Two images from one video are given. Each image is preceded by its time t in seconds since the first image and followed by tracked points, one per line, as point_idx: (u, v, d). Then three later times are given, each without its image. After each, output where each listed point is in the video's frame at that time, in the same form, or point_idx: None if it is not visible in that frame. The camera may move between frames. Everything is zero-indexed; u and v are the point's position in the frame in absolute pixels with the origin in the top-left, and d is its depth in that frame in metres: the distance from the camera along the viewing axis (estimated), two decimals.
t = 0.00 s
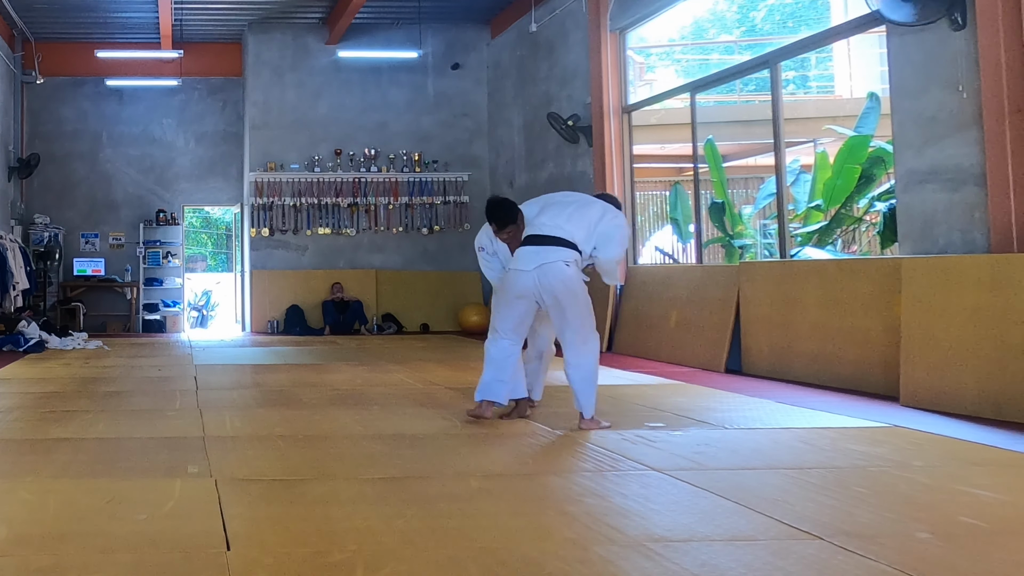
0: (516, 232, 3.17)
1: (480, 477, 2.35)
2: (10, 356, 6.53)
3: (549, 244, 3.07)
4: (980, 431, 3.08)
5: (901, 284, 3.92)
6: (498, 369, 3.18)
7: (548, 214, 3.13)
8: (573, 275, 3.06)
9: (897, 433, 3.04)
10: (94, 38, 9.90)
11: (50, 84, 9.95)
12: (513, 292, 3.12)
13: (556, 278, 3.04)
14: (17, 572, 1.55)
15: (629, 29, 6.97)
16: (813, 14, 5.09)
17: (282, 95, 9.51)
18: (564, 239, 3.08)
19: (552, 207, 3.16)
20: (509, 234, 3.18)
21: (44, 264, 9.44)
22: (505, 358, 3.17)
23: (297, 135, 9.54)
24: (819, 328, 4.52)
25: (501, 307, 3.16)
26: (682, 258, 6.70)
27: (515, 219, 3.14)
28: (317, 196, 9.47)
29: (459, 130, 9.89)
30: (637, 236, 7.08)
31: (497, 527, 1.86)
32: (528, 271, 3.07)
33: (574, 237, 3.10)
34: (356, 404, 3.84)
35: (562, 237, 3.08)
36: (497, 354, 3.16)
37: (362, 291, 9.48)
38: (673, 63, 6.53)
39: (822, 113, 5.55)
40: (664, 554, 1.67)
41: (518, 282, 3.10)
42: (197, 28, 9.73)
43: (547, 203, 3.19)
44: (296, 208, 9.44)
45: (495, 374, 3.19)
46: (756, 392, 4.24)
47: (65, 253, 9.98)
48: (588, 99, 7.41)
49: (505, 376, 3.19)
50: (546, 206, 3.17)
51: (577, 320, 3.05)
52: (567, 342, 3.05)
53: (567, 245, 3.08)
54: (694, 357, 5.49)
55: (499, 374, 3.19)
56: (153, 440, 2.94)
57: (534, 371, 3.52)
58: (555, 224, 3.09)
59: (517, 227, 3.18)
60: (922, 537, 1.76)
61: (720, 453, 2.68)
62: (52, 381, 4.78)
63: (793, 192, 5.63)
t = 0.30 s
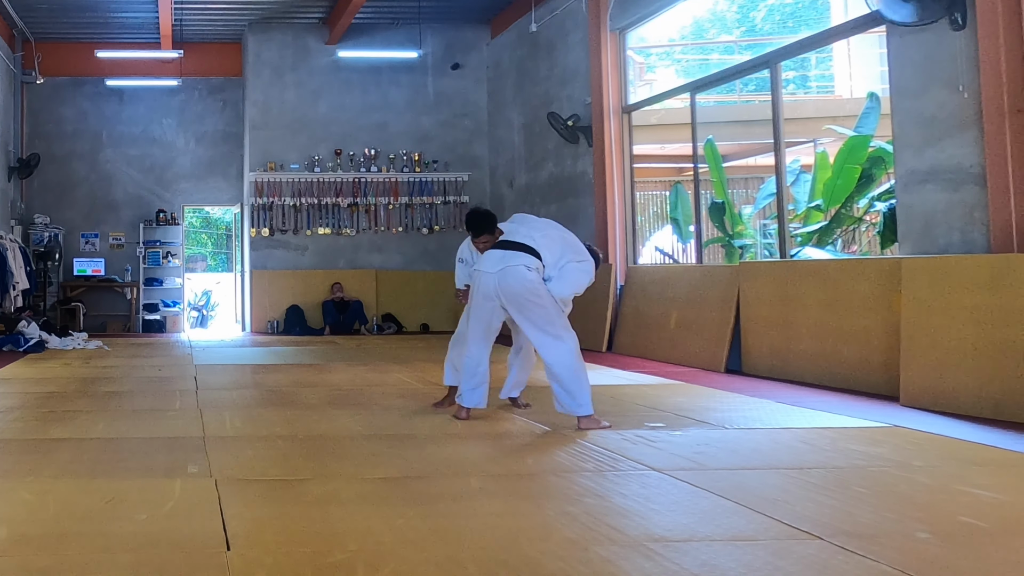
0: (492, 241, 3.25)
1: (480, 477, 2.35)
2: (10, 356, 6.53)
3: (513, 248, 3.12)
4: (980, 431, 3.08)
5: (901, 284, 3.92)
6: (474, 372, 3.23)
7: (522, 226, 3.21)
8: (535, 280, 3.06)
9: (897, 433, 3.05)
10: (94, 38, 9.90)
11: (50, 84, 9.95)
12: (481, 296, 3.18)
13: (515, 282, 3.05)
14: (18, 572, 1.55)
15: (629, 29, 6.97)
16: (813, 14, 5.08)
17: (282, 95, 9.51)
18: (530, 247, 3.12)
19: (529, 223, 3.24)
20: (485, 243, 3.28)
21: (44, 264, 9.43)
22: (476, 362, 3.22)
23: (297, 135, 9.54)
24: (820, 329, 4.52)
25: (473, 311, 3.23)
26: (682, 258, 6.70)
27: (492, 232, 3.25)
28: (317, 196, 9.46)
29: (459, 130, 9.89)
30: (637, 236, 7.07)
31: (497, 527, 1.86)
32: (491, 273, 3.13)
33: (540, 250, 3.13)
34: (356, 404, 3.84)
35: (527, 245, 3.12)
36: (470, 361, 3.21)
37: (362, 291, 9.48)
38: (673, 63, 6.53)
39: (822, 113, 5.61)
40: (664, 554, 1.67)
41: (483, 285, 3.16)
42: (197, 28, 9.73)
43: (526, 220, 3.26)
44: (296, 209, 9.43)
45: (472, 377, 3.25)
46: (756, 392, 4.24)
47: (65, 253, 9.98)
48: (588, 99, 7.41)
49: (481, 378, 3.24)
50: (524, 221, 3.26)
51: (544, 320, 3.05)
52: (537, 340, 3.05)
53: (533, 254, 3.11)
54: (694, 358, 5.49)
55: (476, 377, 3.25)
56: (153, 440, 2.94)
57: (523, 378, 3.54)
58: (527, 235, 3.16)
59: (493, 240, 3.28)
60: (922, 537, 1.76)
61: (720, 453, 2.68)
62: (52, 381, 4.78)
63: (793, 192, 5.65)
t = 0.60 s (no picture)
0: (475, 229, 3.31)
1: (480, 477, 2.35)
2: (10, 356, 6.53)
3: (508, 241, 3.11)
4: (981, 431, 3.08)
5: (901, 284, 3.92)
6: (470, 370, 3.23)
7: (509, 211, 3.18)
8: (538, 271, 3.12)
9: (897, 433, 3.04)
10: (94, 38, 9.90)
11: (50, 84, 9.95)
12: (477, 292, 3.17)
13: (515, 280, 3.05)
14: (17, 572, 1.55)
15: (629, 29, 6.97)
16: (813, 14, 5.08)
17: (282, 95, 9.51)
18: (526, 238, 3.12)
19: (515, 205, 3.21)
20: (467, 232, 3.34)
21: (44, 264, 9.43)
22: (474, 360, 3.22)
23: (297, 135, 9.54)
24: (820, 329, 4.52)
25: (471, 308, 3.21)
26: (682, 258, 6.70)
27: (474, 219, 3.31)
28: (317, 196, 9.46)
29: (459, 130, 9.89)
30: (636, 236, 7.07)
31: (497, 527, 1.85)
32: (491, 271, 3.10)
33: (537, 238, 3.14)
34: (356, 404, 3.84)
35: (525, 236, 3.11)
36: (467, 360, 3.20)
37: (362, 291, 9.49)
38: (673, 63, 6.53)
39: (823, 113, 5.60)
40: (664, 554, 1.67)
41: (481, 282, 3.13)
42: (197, 28, 9.73)
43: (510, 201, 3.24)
44: (296, 209, 9.43)
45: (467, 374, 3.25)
46: (756, 392, 4.24)
47: (65, 253, 9.98)
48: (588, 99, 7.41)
49: (478, 377, 3.25)
50: (504, 206, 3.21)
51: (543, 317, 3.05)
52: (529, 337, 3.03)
53: (533, 245, 3.12)
54: (694, 357, 5.49)
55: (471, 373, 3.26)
56: (153, 440, 2.94)
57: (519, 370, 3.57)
58: (517, 224, 3.13)
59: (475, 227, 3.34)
60: (923, 537, 1.76)
61: (720, 453, 2.68)
62: (51, 381, 4.78)
63: (793, 192, 5.66)
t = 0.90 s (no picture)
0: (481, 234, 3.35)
1: (480, 477, 2.35)
2: (10, 356, 6.53)
3: (541, 237, 3.12)
4: (981, 431, 3.08)
5: (901, 284, 3.92)
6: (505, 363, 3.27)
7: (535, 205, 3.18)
8: (574, 265, 3.11)
9: (897, 432, 3.04)
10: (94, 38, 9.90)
11: (50, 84, 9.96)
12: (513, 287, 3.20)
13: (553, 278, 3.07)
14: (17, 572, 1.55)
15: (629, 29, 6.97)
16: (813, 14, 5.09)
17: (282, 95, 9.51)
18: (558, 232, 3.12)
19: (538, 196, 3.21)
20: (475, 236, 3.38)
21: (44, 264, 9.43)
22: (511, 354, 3.26)
23: (296, 135, 9.54)
24: (819, 328, 4.52)
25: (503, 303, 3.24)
26: (682, 258, 6.69)
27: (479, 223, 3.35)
28: (317, 196, 9.46)
29: (459, 130, 9.88)
30: (636, 236, 7.07)
31: (497, 527, 1.85)
32: (526, 268, 3.13)
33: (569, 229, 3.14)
34: (356, 404, 3.84)
35: (558, 229, 3.11)
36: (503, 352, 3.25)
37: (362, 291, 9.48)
38: (673, 63, 6.53)
39: (823, 112, 5.56)
40: (664, 554, 1.67)
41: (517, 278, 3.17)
42: (198, 28, 9.73)
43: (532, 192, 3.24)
44: (296, 209, 9.43)
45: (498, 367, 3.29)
46: (755, 392, 4.24)
47: (65, 253, 9.98)
48: (588, 99, 7.41)
49: (512, 373, 3.27)
50: (526, 202, 3.21)
51: (575, 310, 3.08)
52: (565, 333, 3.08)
53: (566, 238, 3.12)
54: (694, 358, 5.48)
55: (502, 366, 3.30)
56: (153, 440, 2.94)
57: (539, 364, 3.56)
58: (544, 218, 3.13)
59: (481, 231, 3.39)
60: (923, 537, 1.76)
61: (720, 453, 2.68)
62: (51, 381, 4.78)
63: (793, 192, 5.64)
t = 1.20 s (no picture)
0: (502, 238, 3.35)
1: (480, 477, 2.35)
2: (10, 356, 6.53)
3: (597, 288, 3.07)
4: (982, 431, 3.08)
5: (901, 284, 3.92)
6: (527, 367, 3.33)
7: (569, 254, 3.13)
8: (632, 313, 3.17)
9: (897, 433, 3.04)
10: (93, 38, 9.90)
11: (50, 85, 9.95)
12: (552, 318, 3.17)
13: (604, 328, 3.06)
14: (18, 572, 1.55)
15: (629, 29, 6.97)
16: (813, 14, 5.08)
17: (282, 95, 9.51)
18: (614, 284, 3.11)
19: (568, 241, 3.16)
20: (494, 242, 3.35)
21: (44, 264, 9.43)
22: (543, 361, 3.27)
23: (297, 135, 9.54)
24: (819, 329, 4.52)
25: (535, 328, 3.21)
26: (682, 258, 6.70)
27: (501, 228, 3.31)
28: (317, 196, 9.46)
29: (459, 130, 9.88)
30: (637, 236, 7.06)
31: (497, 527, 1.85)
32: (596, 319, 3.05)
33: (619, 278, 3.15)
34: (357, 404, 3.84)
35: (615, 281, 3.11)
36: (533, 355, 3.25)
37: (362, 291, 9.48)
38: (673, 63, 6.53)
39: (823, 113, 5.62)
40: (664, 554, 1.67)
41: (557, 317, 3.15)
42: (197, 28, 9.73)
43: (559, 236, 3.19)
44: (296, 208, 9.43)
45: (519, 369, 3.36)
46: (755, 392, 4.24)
47: (65, 253, 9.98)
48: (588, 99, 7.41)
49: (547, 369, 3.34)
50: (565, 252, 3.14)
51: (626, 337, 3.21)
52: (600, 350, 3.28)
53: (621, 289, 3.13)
54: (695, 357, 5.49)
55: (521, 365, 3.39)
56: (153, 440, 2.94)
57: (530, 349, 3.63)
58: (598, 271, 3.10)
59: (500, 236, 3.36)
60: (922, 537, 1.76)
61: (720, 453, 2.68)
62: (51, 381, 4.78)
63: (793, 192, 5.66)
